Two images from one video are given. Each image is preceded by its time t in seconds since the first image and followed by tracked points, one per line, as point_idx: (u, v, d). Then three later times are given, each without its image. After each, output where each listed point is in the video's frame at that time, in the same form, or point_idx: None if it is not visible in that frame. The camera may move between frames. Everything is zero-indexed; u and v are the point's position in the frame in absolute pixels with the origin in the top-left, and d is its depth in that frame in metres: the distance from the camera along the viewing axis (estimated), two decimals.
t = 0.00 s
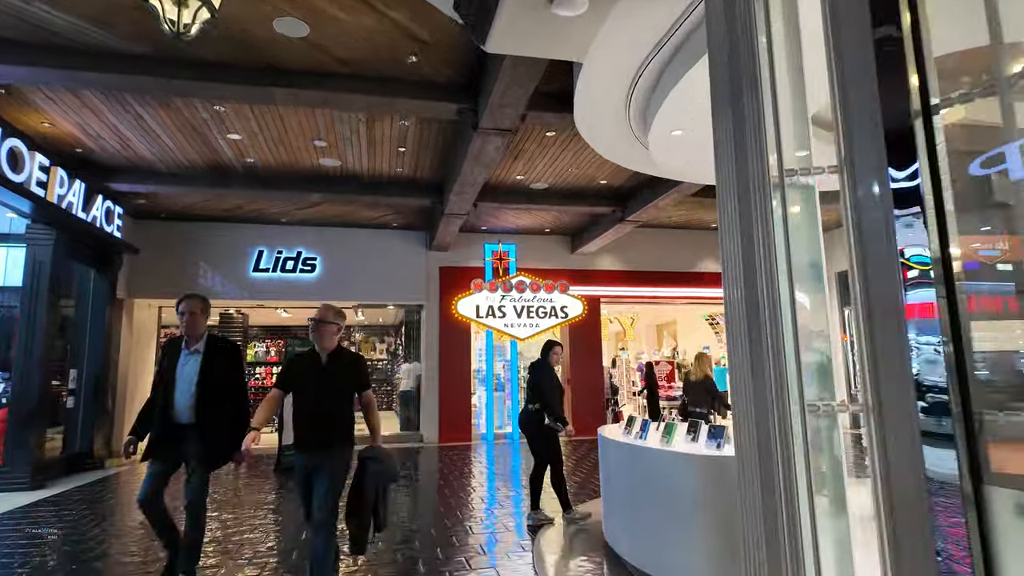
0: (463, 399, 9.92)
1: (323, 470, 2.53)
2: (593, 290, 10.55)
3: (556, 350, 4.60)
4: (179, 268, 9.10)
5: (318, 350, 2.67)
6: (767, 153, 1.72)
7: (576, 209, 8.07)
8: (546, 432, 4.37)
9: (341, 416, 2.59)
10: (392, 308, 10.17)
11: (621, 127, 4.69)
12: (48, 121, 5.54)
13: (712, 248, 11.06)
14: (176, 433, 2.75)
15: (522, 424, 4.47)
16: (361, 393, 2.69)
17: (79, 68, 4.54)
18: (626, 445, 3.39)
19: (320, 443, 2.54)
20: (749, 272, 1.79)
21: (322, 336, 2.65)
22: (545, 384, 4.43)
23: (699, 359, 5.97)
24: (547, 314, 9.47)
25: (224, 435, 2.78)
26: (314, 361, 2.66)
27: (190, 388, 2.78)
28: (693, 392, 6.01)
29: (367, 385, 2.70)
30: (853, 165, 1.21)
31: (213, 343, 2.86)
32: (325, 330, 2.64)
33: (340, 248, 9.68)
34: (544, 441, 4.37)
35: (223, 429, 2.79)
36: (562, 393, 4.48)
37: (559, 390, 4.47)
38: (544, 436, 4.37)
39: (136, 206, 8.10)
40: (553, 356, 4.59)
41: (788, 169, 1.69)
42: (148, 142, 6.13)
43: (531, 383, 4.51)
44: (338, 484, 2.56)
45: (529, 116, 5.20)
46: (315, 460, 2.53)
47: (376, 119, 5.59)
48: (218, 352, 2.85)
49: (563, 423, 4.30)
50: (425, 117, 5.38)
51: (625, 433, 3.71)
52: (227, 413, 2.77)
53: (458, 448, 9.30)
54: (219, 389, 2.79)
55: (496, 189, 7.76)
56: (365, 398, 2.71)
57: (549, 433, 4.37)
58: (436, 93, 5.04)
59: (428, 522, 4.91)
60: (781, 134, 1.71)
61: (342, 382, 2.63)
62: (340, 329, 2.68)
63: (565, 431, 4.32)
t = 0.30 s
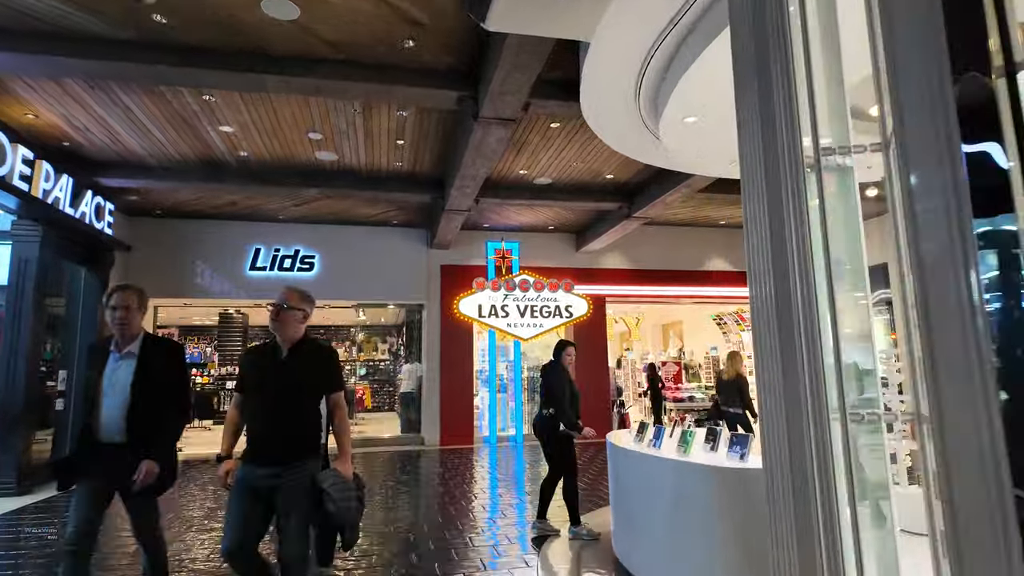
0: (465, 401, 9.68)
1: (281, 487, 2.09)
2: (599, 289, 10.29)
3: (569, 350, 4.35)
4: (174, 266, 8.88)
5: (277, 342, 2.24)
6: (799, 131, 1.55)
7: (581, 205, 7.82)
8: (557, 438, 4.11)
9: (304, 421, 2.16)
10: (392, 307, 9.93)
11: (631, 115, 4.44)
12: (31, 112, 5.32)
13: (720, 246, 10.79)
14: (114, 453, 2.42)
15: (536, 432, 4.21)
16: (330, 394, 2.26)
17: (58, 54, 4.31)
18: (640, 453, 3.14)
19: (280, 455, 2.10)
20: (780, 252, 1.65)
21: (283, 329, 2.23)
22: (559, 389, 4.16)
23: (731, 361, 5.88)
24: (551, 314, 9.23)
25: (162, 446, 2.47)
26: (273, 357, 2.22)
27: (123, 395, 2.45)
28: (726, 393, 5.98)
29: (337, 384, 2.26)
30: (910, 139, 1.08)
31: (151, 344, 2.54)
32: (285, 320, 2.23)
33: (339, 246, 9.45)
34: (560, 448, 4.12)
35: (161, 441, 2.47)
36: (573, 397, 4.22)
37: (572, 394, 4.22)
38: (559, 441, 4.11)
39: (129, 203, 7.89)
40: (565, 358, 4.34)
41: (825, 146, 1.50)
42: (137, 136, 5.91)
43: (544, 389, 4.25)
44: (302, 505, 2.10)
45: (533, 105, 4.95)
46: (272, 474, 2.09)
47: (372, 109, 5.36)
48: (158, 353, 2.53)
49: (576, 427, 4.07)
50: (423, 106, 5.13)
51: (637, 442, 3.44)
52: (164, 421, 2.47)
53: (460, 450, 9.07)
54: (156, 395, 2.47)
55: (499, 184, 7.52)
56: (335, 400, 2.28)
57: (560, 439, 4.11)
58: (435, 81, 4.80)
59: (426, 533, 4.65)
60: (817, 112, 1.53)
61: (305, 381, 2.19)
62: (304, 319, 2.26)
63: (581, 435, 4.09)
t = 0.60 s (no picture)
0: (467, 401, 9.42)
1: (211, 516, 1.74)
2: (605, 286, 10.03)
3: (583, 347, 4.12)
4: (170, 262, 8.66)
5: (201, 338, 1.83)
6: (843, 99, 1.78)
7: (588, 198, 7.57)
8: (572, 439, 3.86)
9: (232, 437, 1.76)
10: (393, 303, 9.70)
11: (643, 97, 4.20)
12: (15, 97, 5.11)
13: (729, 242, 10.53)
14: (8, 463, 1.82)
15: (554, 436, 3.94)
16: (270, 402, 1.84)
17: (36, 32, 4.08)
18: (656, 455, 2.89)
19: (206, 476, 1.74)
20: (819, 210, 1.86)
21: (203, 321, 1.81)
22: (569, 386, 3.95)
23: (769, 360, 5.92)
24: (556, 311, 9.08)
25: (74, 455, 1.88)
26: (196, 357, 1.83)
27: (27, 382, 1.85)
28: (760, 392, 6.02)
29: (280, 389, 1.84)
30: (984, 109, 1.16)
31: (66, 319, 1.92)
32: (206, 309, 1.80)
33: (338, 241, 9.23)
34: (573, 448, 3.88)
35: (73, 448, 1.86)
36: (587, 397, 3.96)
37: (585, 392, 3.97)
38: (571, 439, 3.88)
39: (122, 195, 7.67)
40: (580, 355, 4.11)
41: (871, 111, 1.76)
42: (127, 124, 5.69)
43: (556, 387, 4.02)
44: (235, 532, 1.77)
45: (538, 88, 4.71)
46: (193, 499, 1.73)
47: (369, 93, 5.13)
48: (80, 329, 1.92)
49: (583, 420, 3.88)
50: (423, 89, 4.90)
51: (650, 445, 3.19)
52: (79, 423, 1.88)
53: (462, 451, 8.82)
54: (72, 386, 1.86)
55: (502, 176, 7.27)
56: (278, 408, 1.84)
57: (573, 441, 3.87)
58: (435, 62, 4.56)
59: (425, 540, 4.39)
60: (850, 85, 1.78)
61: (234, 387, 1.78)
62: (231, 308, 1.84)
63: (593, 432, 3.86)
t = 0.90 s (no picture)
0: (466, 402, 9.17)
1: None
2: (609, 284, 9.77)
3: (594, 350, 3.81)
4: (162, 258, 8.43)
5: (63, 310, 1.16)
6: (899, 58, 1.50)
7: (592, 193, 7.32)
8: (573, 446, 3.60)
9: (94, 444, 1.09)
10: (392, 302, 9.46)
11: (654, 82, 3.93)
12: None
13: (736, 239, 10.28)
14: None
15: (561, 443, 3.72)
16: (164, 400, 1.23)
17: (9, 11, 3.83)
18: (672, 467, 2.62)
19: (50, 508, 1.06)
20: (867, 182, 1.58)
21: (67, 289, 1.14)
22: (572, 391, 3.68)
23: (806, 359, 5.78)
24: (559, 310, 8.88)
25: None
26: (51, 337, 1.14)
27: None
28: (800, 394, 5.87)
29: (180, 382, 1.24)
30: None
31: None
32: (70, 272, 1.13)
33: (335, 237, 8.99)
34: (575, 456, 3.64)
35: None
36: (593, 402, 3.71)
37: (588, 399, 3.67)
38: (571, 447, 3.62)
39: (112, 190, 7.45)
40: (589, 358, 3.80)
41: (933, 74, 1.52)
42: (113, 113, 5.46)
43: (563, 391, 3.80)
44: None
45: (541, 73, 4.47)
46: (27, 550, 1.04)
47: (364, 80, 4.90)
48: None
49: (580, 428, 3.57)
50: (420, 75, 4.65)
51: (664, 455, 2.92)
52: None
53: (462, 454, 8.56)
54: None
55: (504, 171, 7.03)
56: (179, 406, 1.25)
57: (575, 450, 3.62)
58: (432, 45, 4.31)
59: (423, 551, 4.15)
60: (908, 43, 1.51)
61: (105, 373, 1.13)
62: (111, 271, 1.17)
63: (591, 441, 3.55)
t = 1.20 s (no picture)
0: (465, 402, 8.94)
1: None
2: (611, 281, 9.51)
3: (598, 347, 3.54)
4: (153, 254, 8.20)
5: None
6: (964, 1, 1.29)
7: (596, 186, 7.09)
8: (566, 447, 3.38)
9: None
10: (389, 299, 9.22)
11: (664, 63, 3.68)
12: None
13: (743, 235, 10.03)
14: None
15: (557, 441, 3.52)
16: None
17: None
18: (690, 473, 2.37)
19: None
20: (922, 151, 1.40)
21: None
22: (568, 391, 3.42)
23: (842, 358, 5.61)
24: (560, 308, 8.90)
25: None
26: None
27: None
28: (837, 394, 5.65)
29: None
30: None
31: None
32: None
33: (330, 232, 8.76)
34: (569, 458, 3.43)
35: None
36: (594, 404, 3.45)
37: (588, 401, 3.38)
38: (564, 448, 3.41)
39: (100, 183, 7.22)
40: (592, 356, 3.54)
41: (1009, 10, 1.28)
42: (95, 99, 5.23)
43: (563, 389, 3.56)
44: None
45: (543, 54, 4.23)
46: None
47: (357, 63, 4.67)
48: None
49: (573, 429, 3.36)
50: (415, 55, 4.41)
51: (679, 458, 2.66)
52: None
53: (461, 455, 8.33)
54: None
55: (504, 162, 6.79)
56: None
57: (569, 451, 3.39)
58: (427, 23, 4.07)
59: (416, 559, 3.91)
60: None
61: None
62: None
63: (583, 444, 3.31)
